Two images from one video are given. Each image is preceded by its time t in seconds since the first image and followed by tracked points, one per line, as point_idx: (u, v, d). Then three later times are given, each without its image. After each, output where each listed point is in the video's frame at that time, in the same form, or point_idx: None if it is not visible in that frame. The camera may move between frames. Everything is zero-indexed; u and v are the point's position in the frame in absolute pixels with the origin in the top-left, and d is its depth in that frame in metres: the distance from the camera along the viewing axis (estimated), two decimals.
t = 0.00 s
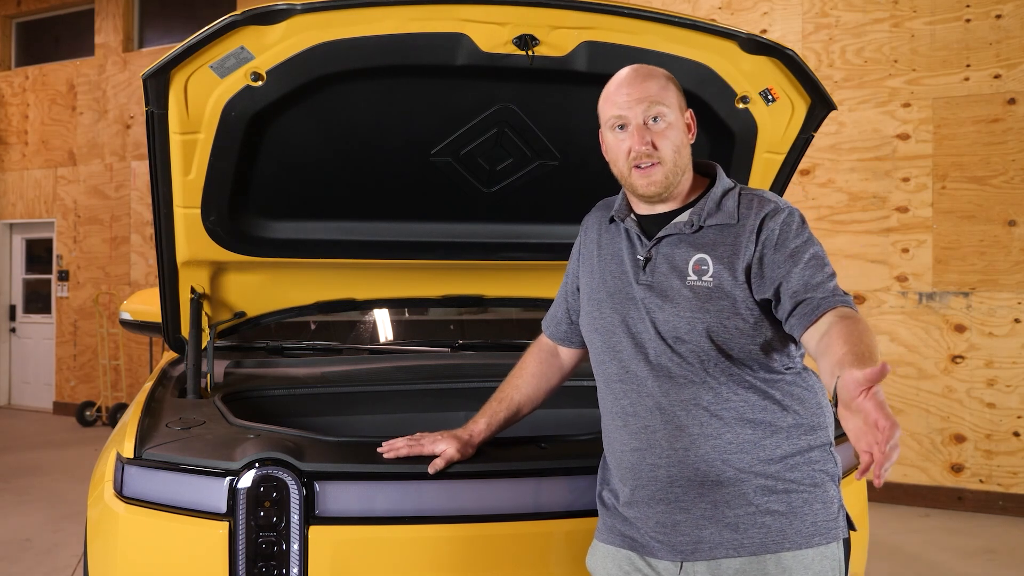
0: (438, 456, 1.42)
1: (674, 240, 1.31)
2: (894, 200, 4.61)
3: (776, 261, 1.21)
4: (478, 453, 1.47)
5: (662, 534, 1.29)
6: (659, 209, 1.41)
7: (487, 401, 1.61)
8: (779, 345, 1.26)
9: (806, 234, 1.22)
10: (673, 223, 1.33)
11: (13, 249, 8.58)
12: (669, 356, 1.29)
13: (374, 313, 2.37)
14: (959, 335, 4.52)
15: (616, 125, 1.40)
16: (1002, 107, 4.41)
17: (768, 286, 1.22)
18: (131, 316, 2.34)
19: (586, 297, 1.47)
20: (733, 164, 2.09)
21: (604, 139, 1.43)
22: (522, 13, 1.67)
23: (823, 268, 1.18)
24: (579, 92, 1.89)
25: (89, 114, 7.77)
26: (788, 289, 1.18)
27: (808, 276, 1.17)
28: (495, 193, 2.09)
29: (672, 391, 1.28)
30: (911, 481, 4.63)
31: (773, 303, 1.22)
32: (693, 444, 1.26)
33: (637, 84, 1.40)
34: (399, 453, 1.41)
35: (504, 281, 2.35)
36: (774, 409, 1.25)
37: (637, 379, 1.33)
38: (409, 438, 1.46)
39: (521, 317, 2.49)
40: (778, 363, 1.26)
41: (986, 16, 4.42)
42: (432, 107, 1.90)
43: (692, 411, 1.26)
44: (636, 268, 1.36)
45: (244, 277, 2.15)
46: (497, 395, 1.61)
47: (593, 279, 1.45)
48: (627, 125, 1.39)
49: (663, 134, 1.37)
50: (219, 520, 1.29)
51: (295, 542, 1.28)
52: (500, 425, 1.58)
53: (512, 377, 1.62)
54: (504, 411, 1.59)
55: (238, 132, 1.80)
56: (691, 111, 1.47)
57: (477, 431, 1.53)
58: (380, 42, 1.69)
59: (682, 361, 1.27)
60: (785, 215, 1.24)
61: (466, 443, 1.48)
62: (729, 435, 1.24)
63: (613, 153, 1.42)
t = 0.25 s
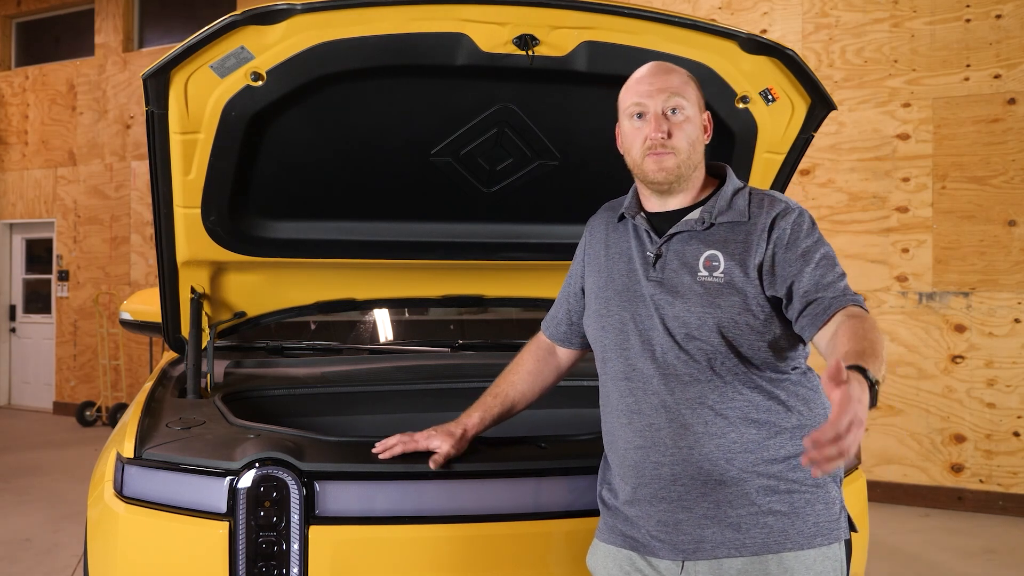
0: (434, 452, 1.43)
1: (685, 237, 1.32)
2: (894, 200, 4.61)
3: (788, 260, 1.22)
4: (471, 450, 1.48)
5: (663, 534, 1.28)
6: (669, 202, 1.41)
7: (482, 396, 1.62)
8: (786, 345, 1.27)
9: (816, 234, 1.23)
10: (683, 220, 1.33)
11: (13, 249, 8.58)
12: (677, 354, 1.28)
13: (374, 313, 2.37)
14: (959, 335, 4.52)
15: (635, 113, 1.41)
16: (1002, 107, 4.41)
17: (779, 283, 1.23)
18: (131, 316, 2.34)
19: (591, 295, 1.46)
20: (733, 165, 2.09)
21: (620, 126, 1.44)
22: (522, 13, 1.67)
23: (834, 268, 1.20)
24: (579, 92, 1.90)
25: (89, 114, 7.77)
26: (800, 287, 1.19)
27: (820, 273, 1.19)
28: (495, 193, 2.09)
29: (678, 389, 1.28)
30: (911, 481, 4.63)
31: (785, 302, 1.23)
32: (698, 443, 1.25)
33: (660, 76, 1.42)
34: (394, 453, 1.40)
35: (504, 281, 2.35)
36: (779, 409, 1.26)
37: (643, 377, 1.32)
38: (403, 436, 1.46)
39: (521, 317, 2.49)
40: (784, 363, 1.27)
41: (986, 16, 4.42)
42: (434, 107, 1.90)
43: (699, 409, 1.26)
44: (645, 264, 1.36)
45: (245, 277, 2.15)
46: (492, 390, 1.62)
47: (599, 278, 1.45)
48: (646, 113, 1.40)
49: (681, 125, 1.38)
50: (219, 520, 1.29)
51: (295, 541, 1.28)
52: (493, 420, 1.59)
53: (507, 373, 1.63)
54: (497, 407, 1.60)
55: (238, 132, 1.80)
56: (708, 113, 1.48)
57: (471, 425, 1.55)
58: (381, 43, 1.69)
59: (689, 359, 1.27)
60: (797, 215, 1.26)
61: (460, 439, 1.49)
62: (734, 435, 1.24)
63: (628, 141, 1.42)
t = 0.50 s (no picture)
0: (403, 452, 1.42)
1: (695, 234, 1.34)
2: (894, 200, 4.61)
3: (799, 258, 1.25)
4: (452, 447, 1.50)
5: (664, 531, 1.28)
6: (677, 202, 1.42)
7: (461, 398, 1.61)
8: (793, 344, 1.28)
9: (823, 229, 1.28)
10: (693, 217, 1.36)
11: (13, 249, 8.58)
12: (683, 350, 1.29)
13: (374, 313, 2.35)
14: (959, 335, 4.52)
15: (640, 114, 1.43)
16: (1002, 107, 4.41)
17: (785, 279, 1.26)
18: (131, 316, 2.34)
19: (595, 294, 1.47)
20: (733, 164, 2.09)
21: (627, 128, 1.45)
22: (521, 13, 1.67)
23: (842, 267, 1.24)
24: (580, 92, 1.90)
25: (89, 115, 7.77)
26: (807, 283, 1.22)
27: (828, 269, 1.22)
28: (495, 193, 2.09)
29: (683, 385, 1.28)
30: (911, 481, 4.63)
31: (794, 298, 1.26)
32: (702, 439, 1.26)
33: (663, 77, 1.44)
34: (367, 451, 1.40)
35: (504, 281, 2.36)
36: (782, 407, 1.26)
37: (648, 373, 1.33)
38: (377, 436, 1.45)
39: (521, 317, 2.48)
40: (788, 362, 1.28)
41: (986, 16, 4.43)
42: (435, 107, 1.90)
43: (703, 405, 1.26)
44: (654, 261, 1.37)
45: (244, 277, 2.15)
46: (472, 393, 1.60)
47: (604, 277, 1.45)
48: (651, 114, 1.42)
49: (686, 124, 1.39)
50: (219, 520, 1.29)
51: (295, 542, 1.28)
52: (472, 423, 1.57)
53: (489, 375, 1.61)
54: (476, 409, 1.58)
55: (238, 132, 1.80)
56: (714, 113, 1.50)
57: (449, 426, 1.54)
58: (381, 43, 1.69)
59: (694, 356, 1.28)
60: (806, 214, 1.30)
61: (434, 438, 1.48)
62: (738, 431, 1.25)
63: (634, 143, 1.44)
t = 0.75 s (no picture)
0: (402, 455, 1.41)
1: (695, 235, 1.36)
2: (894, 200, 4.61)
3: (796, 258, 1.26)
4: (451, 448, 1.50)
5: (670, 529, 1.27)
6: (678, 207, 1.43)
7: (459, 404, 1.60)
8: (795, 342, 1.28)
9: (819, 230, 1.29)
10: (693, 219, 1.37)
11: (13, 249, 8.58)
12: (687, 348, 1.30)
13: (374, 313, 2.35)
14: (959, 335, 4.52)
15: (633, 126, 1.43)
16: (1002, 107, 4.41)
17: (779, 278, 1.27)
18: (131, 316, 2.34)
19: (595, 296, 1.47)
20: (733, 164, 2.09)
21: (622, 142, 1.45)
22: (521, 13, 1.67)
23: (836, 269, 1.24)
24: (580, 92, 1.90)
25: (89, 114, 7.77)
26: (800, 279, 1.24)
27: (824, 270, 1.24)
28: (495, 194, 2.09)
29: (688, 382, 1.28)
30: (911, 481, 4.63)
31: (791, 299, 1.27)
32: (708, 436, 1.26)
33: (651, 86, 1.44)
34: (365, 451, 1.40)
35: (504, 281, 2.36)
36: (787, 404, 1.26)
37: (652, 371, 1.33)
38: (376, 437, 1.45)
39: (521, 317, 2.48)
40: (792, 359, 1.29)
41: (986, 16, 4.43)
42: (436, 107, 1.90)
43: (709, 403, 1.26)
44: (656, 263, 1.38)
45: (244, 277, 2.15)
46: (469, 398, 1.59)
47: (605, 277, 1.46)
48: (644, 125, 1.42)
49: (679, 131, 1.40)
50: (219, 520, 1.29)
51: (295, 541, 1.28)
52: (471, 429, 1.56)
53: (487, 379, 1.61)
54: (474, 415, 1.57)
55: (238, 132, 1.80)
56: (703, 113, 1.50)
57: (448, 432, 1.52)
58: (383, 43, 1.69)
59: (698, 354, 1.29)
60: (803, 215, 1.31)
61: (431, 442, 1.46)
62: (743, 428, 1.25)
63: (631, 156, 1.44)
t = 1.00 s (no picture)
0: (402, 455, 1.41)
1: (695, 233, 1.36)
2: (894, 200, 4.61)
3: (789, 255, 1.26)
4: (451, 448, 1.49)
5: (673, 525, 1.27)
6: (682, 207, 1.44)
7: (459, 403, 1.60)
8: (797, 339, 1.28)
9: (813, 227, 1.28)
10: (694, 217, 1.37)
11: (13, 249, 8.58)
12: (690, 345, 1.29)
13: (374, 313, 2.35)
14: (959, 335, 4.52)
15: (636, 131, 1.43)
16: (1002, 107, 4.41)
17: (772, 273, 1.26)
18: (131, 316, 2.34)
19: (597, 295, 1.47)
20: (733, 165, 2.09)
21: (625, 146, 1.45)
22: (522, 13, 1.67)
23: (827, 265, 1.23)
24: (580, 92, 1.90)
25: (89, 115, 7.77)
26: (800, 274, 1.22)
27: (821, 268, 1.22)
28: (495, 193, 2.09)
29: (691, 378, 1.28)
30: (911, 481, 4.63)
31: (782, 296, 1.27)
32: (710, 432, 1.25)
33: (651, 90, 1.44)
34: (365, 451, 1.40)
35: (504, 281, 2.36)
36: (789, 401, 1.26)
37: (654, 367, 1.33)
38: (375, 437, 1.45)
39: (522, 317, 2.47)
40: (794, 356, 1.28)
41: (986, 16, 4.43)
42: (436, 107, 1.90)
43: (711, 399, 1.26)
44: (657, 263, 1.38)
45: (244, 277, 2.15)
46: (469, 397, 1.60)
47: (606, 276, 1.46)
48: (648, 129, 1.42)
49: (683, 134, 1.40)
50: (219, 520, 1.28)
51: (295, 542, 1.28)
52: (470, 429, 1.56)
53: (485, 379, 1.61)
54: (474, 414, 1.57)
55: (238, 132, 1.80)
56: (702, 113, 1.51)
57: (446, 432, 1.52)
58: (382, 42, 1.69)
59: (698, 350, 1.29)
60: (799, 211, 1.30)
61: (428, 442, 1.46)
62: (746, 425, 1.24)
63: (634, 160, 1.44)
